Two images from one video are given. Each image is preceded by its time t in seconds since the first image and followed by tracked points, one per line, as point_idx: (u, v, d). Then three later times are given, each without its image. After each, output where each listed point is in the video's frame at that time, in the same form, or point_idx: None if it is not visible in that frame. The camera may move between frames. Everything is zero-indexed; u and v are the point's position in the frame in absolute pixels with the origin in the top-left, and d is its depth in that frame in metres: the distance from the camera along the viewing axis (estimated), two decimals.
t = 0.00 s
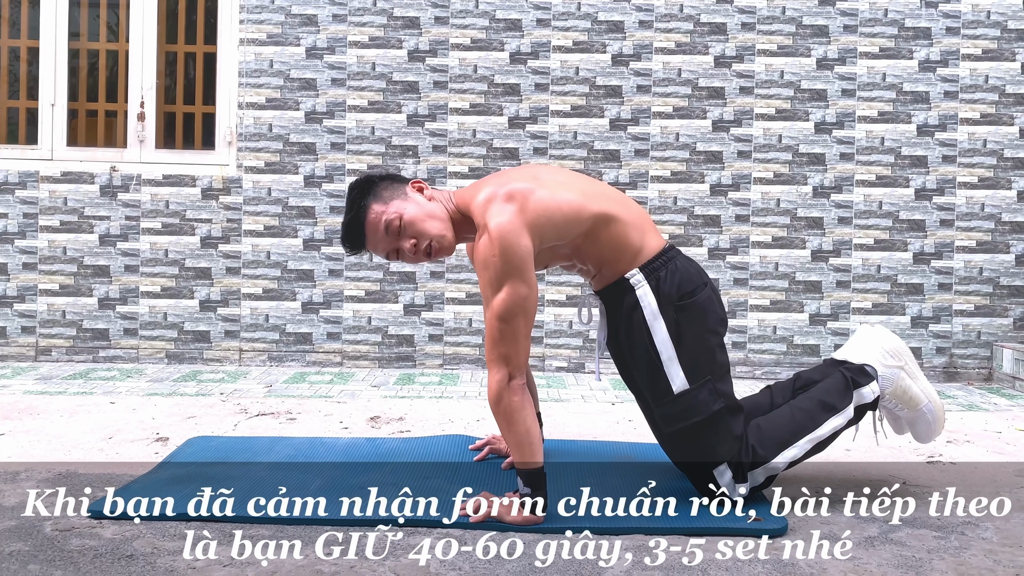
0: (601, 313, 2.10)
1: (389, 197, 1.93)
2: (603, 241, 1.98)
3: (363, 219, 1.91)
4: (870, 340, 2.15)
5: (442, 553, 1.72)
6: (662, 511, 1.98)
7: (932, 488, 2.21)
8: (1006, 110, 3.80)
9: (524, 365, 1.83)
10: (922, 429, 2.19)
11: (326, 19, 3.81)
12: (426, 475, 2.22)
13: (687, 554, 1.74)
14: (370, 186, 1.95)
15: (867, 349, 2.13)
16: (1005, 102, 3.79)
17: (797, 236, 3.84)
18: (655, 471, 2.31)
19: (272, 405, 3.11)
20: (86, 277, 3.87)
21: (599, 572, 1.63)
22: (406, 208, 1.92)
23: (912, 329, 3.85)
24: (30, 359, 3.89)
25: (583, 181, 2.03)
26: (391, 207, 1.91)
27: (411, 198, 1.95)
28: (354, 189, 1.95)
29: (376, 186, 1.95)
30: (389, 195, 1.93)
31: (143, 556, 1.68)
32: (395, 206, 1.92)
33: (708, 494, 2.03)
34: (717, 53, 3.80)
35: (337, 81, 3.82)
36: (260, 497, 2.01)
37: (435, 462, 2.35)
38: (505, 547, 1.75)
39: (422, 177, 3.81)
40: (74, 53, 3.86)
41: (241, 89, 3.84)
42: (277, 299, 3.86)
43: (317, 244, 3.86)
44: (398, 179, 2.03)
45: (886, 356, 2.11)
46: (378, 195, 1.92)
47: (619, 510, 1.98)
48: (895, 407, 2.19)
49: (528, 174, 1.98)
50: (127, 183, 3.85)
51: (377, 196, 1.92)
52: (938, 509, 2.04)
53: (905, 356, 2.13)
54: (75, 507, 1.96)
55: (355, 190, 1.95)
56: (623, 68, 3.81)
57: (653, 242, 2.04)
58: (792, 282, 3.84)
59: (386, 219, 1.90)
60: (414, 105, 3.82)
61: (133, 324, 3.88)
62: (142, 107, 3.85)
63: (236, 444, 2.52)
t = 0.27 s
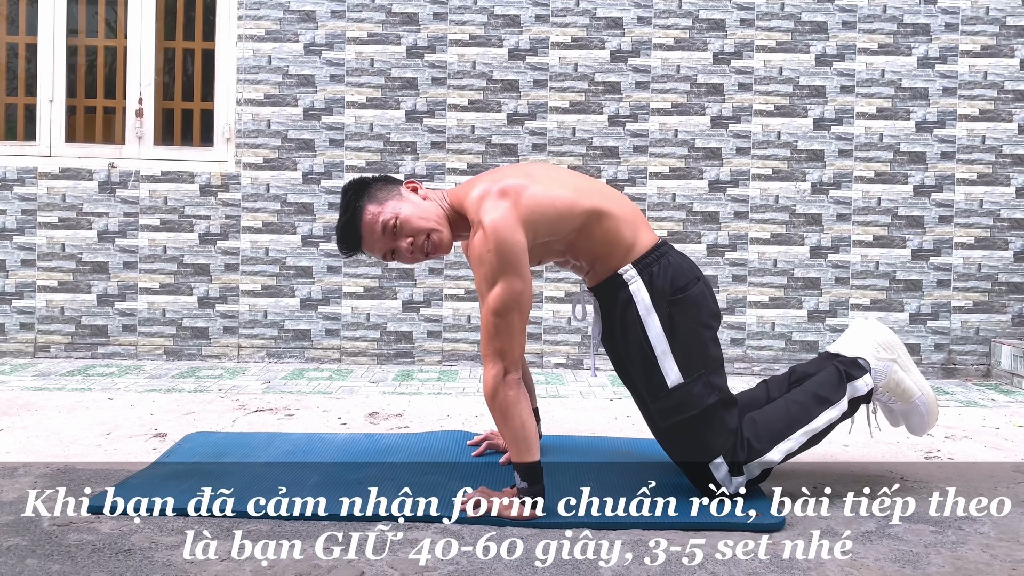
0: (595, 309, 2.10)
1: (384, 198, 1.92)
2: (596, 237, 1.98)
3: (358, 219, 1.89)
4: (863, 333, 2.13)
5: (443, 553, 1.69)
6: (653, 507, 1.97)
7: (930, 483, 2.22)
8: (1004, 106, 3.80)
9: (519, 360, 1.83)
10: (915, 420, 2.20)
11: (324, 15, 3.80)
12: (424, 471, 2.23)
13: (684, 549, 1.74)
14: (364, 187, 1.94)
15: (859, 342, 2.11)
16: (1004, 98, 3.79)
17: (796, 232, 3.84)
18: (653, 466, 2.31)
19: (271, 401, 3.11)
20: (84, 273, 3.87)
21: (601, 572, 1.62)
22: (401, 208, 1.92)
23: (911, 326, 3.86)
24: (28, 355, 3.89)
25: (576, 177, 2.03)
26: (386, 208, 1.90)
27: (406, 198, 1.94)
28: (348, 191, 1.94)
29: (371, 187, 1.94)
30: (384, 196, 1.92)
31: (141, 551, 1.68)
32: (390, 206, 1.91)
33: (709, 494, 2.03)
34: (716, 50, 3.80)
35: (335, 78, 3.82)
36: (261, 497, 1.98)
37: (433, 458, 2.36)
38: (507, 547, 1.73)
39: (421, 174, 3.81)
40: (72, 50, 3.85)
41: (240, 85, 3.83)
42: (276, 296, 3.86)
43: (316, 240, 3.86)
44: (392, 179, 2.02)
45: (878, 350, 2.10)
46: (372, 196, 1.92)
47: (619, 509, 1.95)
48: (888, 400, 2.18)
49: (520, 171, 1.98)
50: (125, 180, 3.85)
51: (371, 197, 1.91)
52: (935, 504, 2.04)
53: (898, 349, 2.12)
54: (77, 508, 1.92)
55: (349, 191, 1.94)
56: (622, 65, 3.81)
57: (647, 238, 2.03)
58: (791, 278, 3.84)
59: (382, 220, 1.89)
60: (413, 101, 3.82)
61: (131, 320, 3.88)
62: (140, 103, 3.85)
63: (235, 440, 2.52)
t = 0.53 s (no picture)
0: (592, 308, 2.11)
1: (379, 208, 1.91)
2: (588, 236, 1.98)
3: (354, 229, 1.92)
4: (860, 333, 2.14)
5: (441, 553, 1.69)
6: (648, 505, 1.98)
7: (926, 481, 2.22)
8: (1003, 104, 3.80)
9: (511, 357, 1.83)
10: (911, 421, 2.20)
11: (322, 13, 3.80)
12: (422, 468, 2.24)
13: (681, 548, 1.75)
14: (357, 192, 1.93)
15: (857, 342, 2.13)
16: (1003, 96, 3.79)
17: (794, 230, 3.84)
18: (651, 464, 2.32)
19: (269, 399, 3.11)
20: (83, 271, 3.87)
21: (601, 571, 1.62)
22: (396, 219, 1.92)
23: (909, 324, 3.86)
24: (27, 353, 3.89)
25: (569, 176, 2.03)
26: (382, 221, 1.91)
27: (400, 206, 1.93)
28: (343, 195, 1.95)
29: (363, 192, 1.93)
30: (379, 206, 1.92)
31: (138, 549, 1.68)
32: (386, 218, 1.92)
33: (707, 493, 2.03)
34: (715, 48, 3.80)
35: (334, 76, 3.82)
36: (262, 497, 1.98)
37: (431, 456, 2.36)
38: (509, 547, 1.73)
39: (419, 172, 3.81)
40: (70, 48, 3.85)
41: (238, 83, 3.83)
42: (275, 294, 3.87)
43: (314, 238, 3.86)
44: (388, 178, 1.99)
45: (875, 349, 2.11)
46: (367, 207, 1.91)
47: (619, 509, 1.94)
48: (885, 400, 2.19)
49: (512, 171, 1.99)
50: (124, 178, 3.85)
51: (366, 207, 1.91)
52: (932, 502, 2.05)
53: (895, 349, 2.13)
54: (76, 507, 1.91)
55: (344, 196, 1.95)
56: (620, 63, 3.80)
57: (640, 236, 2.03)
58: (789, 277, 3.84)
59: (378, 233, 1.91)
60: (411, 99, 3.82)
61: (130, 318, 3.88)
62: (139, 101, 3.85)
63: (233, 438, 2.52)
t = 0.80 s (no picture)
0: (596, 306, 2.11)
1: (384, 226, 1.97)
2: (591, 234, 1.98)
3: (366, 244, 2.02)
4: (867, 339, 2.13)
5: (438, 552, 1.70)
6: (646, 505, 1.98)
7: (923, 481, 2.23)
8: (1001, 103, 3.80)
9: (512, 357, 1.84)
10: (913, 428, 2.20)
11: (320, 12, 3.80)
12: (419, 468, 2.25)
13: (677, 547, 1.75)
14: (360, 213, 1.97)
15: (863, 348, 2.12)
16: (1001, 95, 3.79)
17: (792, 229, 3.84)
18: (648, 464, 2.33)
19: (268, 398, 3.12)
20: (81, 271, 3.87)
21: (598, 571, 1.62)
22: (402, 235, 1.98)
23: (907, 323, 3.86)
24: (26, 353, 3.89)
25: (572, 174, 2.03)
26: (388, 238, 1.99)
27: (402, 222, 1.97)
28: (347, 214, 1.99)
29: (366, 213, 1.95)
30: (384, 225, 1.97)
31: (136, 549, 1.69)
32: (392, 234, 1.98)
33: (705, 493, 2.03)
34: (712, 47, 3.80)
35: (332, 75, 3.82)
36: (259, 497, 1.99)
37: (429, 456, 2.37)
38: (511, 547, 1.74)
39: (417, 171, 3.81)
40: (69, 48, 3.85)
41: (236, 83, 3.83)
42: (273, 293, 3.87)
43: (313, 238, 3.86)
44: (387, 188, 1.97)
45: (881, 356, 2.10)
46: (373, 226, 1.97)
47: (620, 509, 1.95)
48: (888, 407, 2.19)
49: (515, 169, 1.99)
50: (122, 177, 3.85)
51: (371, 225, 1.96)
52: (928, 502, 2.06)
53: (901, 357, 2.12)
54: (76, 507, 1.92)
55: (348, 216, 1.99)
56: (618, 62, 3.80)
57: (645, 235, 2.03)
58: (787, 276, 3.85)
59: (387, 246, 2.00)
60: (409, 98, 3.82)
61: (129, 318, 3.89)
62: (137, 101, 3.85)
63: (231, 438, 2.53)
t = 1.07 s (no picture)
0: (600, 304, 2.11)
1: (389, 221, 1.97)
2: (601, 234, 1.98)
3: (370, 237, 2.02)
4: (874, 346, 2.11)
5: (434, 552, 1.71)
6: (643, 505, 1.99)
7: (919, 481, 2.23)
8: (998, 102, 3.80)
9: (517, 357, 1.84)
10: (920, 438, 2.18)
11: (318, 12, 3.80)
12: (417, 467, 2.25)
13: (674, 547, 1.76)
14: (366, 206, 1.96)
15: (870, 355, 2.10)
16: (998, 94, 3.80)
17: (790, 229, 3.84)
18: (645, 463, 2.33)
19: (266, 398, 3.12)
20: (80, 270, 3.87)
21: (595, 571, 1.63)
22: (407, 230, 1.99)
23: (905, 322, 3.87)
24: (24, 352, 3.90)
25: (582, 173, 2.03)
26: (393, 233, 1.99)
27: (409, 218, 1.97)
28: (352, 206, 1.98)
29: (372, 207, 1.95)
30: (389, 219, 1.97)
31: (133, 549, 1.69)
32: (396, 229, 1.98)
33: (702, 493, 2.03)
34: (710, 46, 3.80)
35: (330, 74, 3.82)
36: (259, 497, 1.99)
37: (426, 455, 2.38)
38: (508, 547, 1.74)
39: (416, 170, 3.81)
40: (67, 47, 3.85)
41: (234, 82, 3.84)
42: (271, 293, 3.88)
43: (311, 237, 3.86)
44: (394, 181, 1.97)
45: (888, 364, 2.09)
46: (378, 219, 1.97)
47: (620, 509, 1.95)
48: (895, 415, 2.17)
49: (527, 167, 1.99)
50: (121, 177, 3.85)
51: (377, 219, 1.96)
52: (924, 502, 2.06)
53: (908, 365, 2.10)
54: (73, 506, 1.93)
55: (353, 208, 1.98)
56: (616, 61, 3.81)
57: (654, 233, 2.03)
58: (784, 275, 3.85)
59: (390, 241, 2.01)
60: (407, 98, 3.82)
61: (127, 317, 3.89)
62: (135, 101, 3.85)
63: (229, 438, 2.54)
